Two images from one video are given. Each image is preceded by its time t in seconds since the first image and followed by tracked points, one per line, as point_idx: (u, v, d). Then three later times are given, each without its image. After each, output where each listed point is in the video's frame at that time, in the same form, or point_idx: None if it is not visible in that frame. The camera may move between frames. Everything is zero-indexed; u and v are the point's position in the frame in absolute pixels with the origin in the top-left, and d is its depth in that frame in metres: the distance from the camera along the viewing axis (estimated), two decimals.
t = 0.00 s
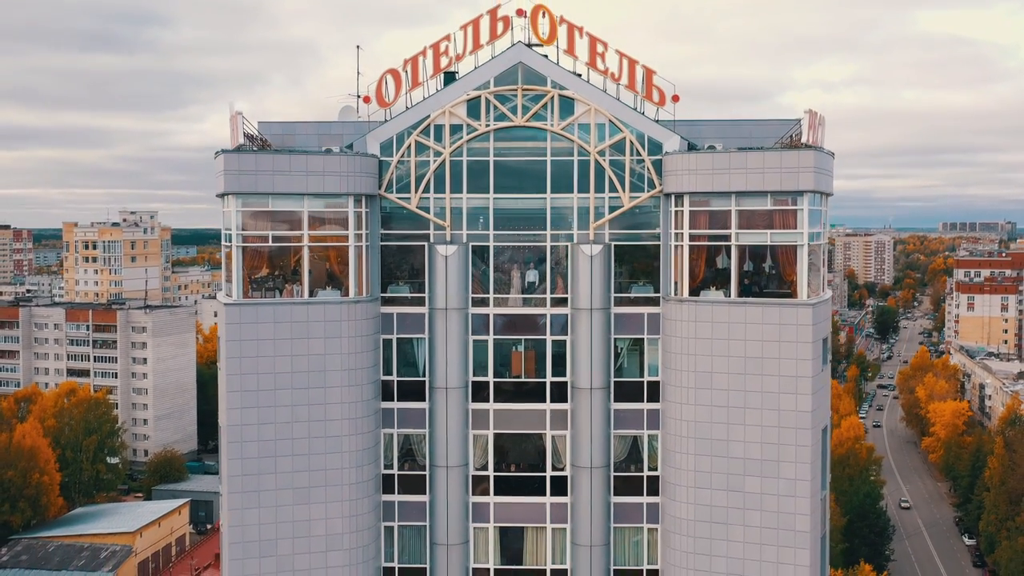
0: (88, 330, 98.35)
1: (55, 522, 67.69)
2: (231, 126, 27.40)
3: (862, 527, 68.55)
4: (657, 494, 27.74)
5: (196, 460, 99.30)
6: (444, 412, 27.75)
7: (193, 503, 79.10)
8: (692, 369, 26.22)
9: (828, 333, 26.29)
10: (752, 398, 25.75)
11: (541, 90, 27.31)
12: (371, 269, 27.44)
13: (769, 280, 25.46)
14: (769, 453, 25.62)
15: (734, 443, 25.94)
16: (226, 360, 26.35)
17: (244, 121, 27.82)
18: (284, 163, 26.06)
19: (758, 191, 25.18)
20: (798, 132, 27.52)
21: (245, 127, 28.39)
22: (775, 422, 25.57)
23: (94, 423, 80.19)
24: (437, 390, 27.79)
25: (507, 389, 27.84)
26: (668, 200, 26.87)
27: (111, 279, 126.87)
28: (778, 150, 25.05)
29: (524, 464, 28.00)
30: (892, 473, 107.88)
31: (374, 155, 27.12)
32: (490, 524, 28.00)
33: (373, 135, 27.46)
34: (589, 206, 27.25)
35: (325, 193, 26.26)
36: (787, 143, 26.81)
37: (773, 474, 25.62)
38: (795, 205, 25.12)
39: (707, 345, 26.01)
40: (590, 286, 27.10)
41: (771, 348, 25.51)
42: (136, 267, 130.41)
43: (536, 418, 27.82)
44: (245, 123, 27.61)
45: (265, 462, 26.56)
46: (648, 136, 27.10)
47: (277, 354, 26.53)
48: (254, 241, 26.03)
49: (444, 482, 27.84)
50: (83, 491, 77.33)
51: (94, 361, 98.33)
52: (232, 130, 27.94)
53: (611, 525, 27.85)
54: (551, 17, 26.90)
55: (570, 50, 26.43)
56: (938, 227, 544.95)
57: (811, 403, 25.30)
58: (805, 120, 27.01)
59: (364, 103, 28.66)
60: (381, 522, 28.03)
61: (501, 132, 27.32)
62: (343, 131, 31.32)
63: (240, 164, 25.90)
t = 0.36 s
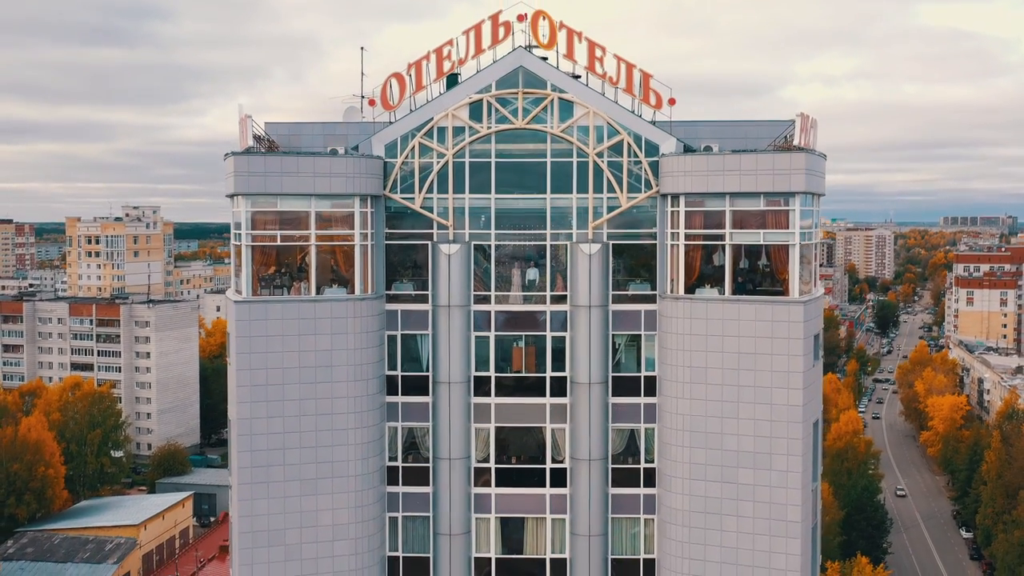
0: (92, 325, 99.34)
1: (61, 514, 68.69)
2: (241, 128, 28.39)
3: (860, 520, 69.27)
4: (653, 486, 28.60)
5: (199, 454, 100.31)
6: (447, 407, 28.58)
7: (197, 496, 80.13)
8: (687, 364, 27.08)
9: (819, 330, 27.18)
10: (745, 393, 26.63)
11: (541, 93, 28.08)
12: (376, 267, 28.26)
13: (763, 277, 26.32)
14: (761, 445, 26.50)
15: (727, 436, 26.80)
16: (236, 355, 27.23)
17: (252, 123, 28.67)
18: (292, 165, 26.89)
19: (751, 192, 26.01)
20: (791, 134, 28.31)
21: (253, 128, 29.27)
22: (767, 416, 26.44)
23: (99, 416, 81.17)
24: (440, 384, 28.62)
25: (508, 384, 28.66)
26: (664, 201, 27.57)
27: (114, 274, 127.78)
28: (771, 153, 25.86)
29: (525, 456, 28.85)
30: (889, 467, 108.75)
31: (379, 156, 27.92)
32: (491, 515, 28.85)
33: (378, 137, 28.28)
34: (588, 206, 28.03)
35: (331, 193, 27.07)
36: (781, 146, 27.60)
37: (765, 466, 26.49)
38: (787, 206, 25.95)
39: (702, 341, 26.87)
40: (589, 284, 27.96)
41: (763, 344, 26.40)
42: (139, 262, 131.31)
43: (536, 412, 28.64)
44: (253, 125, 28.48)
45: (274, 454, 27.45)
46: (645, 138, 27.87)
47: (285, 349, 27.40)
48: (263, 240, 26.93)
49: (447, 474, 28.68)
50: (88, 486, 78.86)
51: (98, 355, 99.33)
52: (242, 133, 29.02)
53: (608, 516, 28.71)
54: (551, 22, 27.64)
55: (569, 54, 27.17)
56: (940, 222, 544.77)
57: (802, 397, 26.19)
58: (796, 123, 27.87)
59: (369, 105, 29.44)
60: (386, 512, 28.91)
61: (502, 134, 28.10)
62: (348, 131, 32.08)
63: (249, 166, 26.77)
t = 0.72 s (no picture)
0: (95, 318, 100.32)
1: (66, 507, 69.80)
2: (250, 130, 29.21)
3: (857, 513, 69.77)
4: (649, 477, 29.49)
5: (202, 447, 101.32)
6: (449, 400, 29.42)
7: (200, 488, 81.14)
8: (682, 359, 27.92)
9: (810, 325, 28.04)
10: (738, 386, 27.49)
11: (541, 96, 28.85)
12: (381, 264, 29.09)
13: (756, 274, 27.20)
14: (754, 437, 27.38)
15: (721, 428, 27.68)
16: (245, 350, 28.12)
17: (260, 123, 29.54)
18: (299, 165, 27.70)
19: (745, 192, 26.85)
20: (784, 135, 29.11)
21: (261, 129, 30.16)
22: (759, 409, 27.32)
23: (103, 409, 82.21)
24: (442, 378, 29.46)
25: (508, 377, 29.52)
26: (660, 201, 28.40)
27: (117, 268, 128.66)
28: (764, 154, 26.65)
29: (525, 448, 29.73)
30: (886, 460, 109.65)
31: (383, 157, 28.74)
32: (492, 506, 29.73)
33: (383, 138, 29.09)
34: (586, 205, 28.81)
35: (337, 193, 27.88)
36: (773, 147, 28.49)
37: (757, 458, 27.37)
38: (779, 206, 26.82)
39: (697, 336, 27.72)
40: (587, 281, 28.80)
41: (755, 339, 27.26)
42: (142, 256, 132.23)
43: (536, 405, 29.51)
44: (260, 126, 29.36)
45: (282, 445, 28.37)
46: (642, 139, 28.70)
47: (292, 344, 28.28)
48: (271, 239, 27.75)
49: (449, 465, 29.55)
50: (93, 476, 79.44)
51: (102, 348, 100.32)
52: (251, 133, 29.88)
53: (606, 506, 29.60)
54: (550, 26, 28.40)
55: (569, 58, 27.94)
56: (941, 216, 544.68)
57: (793, 391, 27.05)
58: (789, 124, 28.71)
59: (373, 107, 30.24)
60: (390, 502, 29.81)
61: (503, 135, 28.88)
62: (353, 130, 32.85)
63: (258, 166, 27.56)
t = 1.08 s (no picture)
0: (99, 313, 101.16)
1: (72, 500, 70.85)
2: (255, 129, 30.10)
3: (855, 506, 71.12)
4: (646, 469, 30.42)
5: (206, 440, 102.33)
6: (452, 395, 30.33)
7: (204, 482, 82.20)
8: (678, 354, 28.86)
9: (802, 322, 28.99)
10: (732, 381, 28.43)
11: (541, 99, 29.68)
12: (386, 263, 29.97)
13: (750, 272, 28.12)
14: (747, 430, 28.33)
15: (715, 422, 28.62)
16: (255, 345, 29.10)
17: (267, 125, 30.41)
18: (307, 167, 28.58)
19: (738, 194, 27.71)
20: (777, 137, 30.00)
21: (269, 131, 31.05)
22: (752, 403, 28.25)
23: (107, 404, 83.19)
24: (445, 373, 30.36)
25: (509, 372, 30.42)
26: (657, 201, 29.33)
27: (119, 263, 129.36)
28: (757, 157, 27.55)
29: (525, 441, 30.67)
30: (884, 454, 110.55)
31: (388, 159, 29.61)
32: (494, 497, 30.66)
33: (387, 140, 29.92)
34: (585, 205, 29.68)
35: (344, 194, 28.77)
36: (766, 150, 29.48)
37: (750, 450, 28.32)
38: (771, 206, 27.70)
39: (692, 333, 28.64)
40: (586, 279, 29.67)
41: (748, 335, 28.20)
42: (145, 251, 133.03)
43: (536, 399, 30.42)
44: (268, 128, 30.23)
45: (290, 438, 29.35)
46: (639, 141, 29.56)
47: (300, 340, 29.24)
48: (279, 238, 28.69)
49: (452, 457, 30.49)
50: (97, 472, 80.78)
51: (105, 343, 101.16)
52: (256, 131, 30.74)
53: (604, 497, 30.52)
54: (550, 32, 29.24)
55: (568, 62, 28.79)
56: (942, 211, 544.37)
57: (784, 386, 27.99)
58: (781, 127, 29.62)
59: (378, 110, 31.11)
60: (395, 493, 30.75)
61: (505, 137, 29.73)
62: (357, 131, 33.65)
63: (267, 168, 28.50)
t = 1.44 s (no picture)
0: (102, 311, 102.16)
1: (77, 496, 71.86)
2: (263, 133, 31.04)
3: (852, 502, 71.20)
4: (642, 464, 31.35)
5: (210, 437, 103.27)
6: (454, 392, 31.30)
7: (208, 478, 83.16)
8: (673, 353, 29.82)
9: (793, 322, 29.96)
10: (725, 379, 29.39)
11: (540, 106, 30.62)
12: (390, 264, 30.91)
13: (743, 273, 29.15)
14: (739, 427, 29.29)
15: (709, 419, 29.57)
16: (263, 345, 30.08)
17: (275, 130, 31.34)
18: (313, 172, 29.52)
19: (731, 198, 28.70)
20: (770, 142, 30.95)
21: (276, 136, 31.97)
22: (744, 400, 29.22)
23: (111, 401, 84.19)
24: (448, 371, 31.31)
25: (509, 370, 31.36)
26: (653, 205, 30.08)
27: (122, 261, 130.26)
28: (749, 162, 28.47)
29: (525, 438, 31.61)
30: (881, 451, 111.42)
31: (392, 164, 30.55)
32: (494, 491, 31.61)
33: (391, 145, 30.83)
34: (583, 209, 30.59)
35: (349, 198, 29.70)
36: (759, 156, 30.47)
37: (743, 445, 29.28)
38: (762, 210, 28.68)
39: (686, 332, 29.60)
40: (584, 280, 30.58)
41: (741, 335, 29.18)
42: (147, 249, 133.98)
43: (535, 397, 31.35)
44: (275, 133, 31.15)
45: (297, 434, 30.32)
46: (636, 146, 30.39)
47: (307, 340, 30.20)
48: (287, 241, 29.63)
49: (454, 453, 31.45)
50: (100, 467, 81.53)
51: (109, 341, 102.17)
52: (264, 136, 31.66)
53: (601, 492, 31.47)
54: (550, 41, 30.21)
55: (567, 70, 29.73)
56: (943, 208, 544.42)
57: (776, 384, 28.97)
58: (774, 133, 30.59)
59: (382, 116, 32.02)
60: (399, 488, 31.71)
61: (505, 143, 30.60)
62: (361, 136, 34.55)
63: (275, 173, 29.48)
